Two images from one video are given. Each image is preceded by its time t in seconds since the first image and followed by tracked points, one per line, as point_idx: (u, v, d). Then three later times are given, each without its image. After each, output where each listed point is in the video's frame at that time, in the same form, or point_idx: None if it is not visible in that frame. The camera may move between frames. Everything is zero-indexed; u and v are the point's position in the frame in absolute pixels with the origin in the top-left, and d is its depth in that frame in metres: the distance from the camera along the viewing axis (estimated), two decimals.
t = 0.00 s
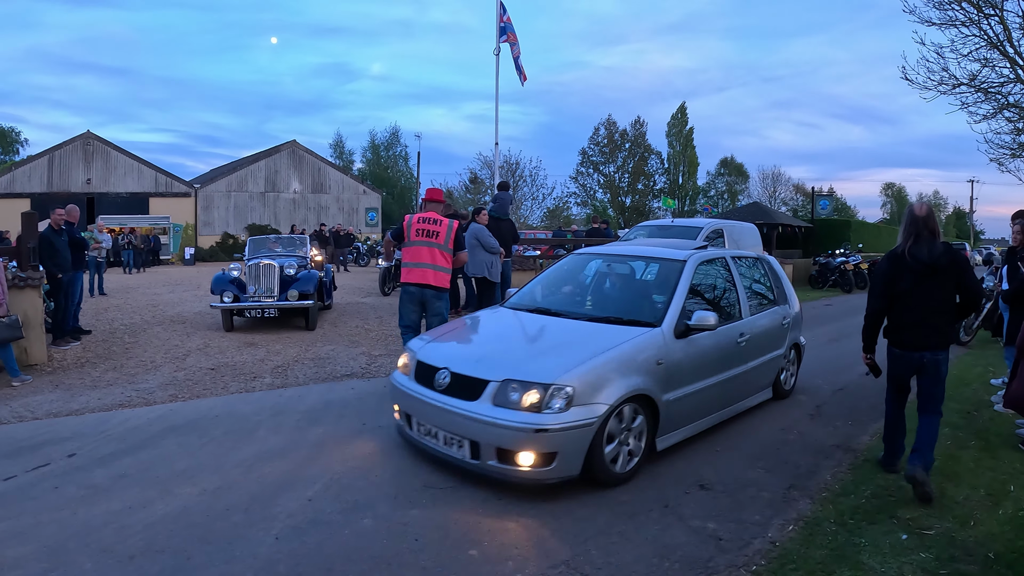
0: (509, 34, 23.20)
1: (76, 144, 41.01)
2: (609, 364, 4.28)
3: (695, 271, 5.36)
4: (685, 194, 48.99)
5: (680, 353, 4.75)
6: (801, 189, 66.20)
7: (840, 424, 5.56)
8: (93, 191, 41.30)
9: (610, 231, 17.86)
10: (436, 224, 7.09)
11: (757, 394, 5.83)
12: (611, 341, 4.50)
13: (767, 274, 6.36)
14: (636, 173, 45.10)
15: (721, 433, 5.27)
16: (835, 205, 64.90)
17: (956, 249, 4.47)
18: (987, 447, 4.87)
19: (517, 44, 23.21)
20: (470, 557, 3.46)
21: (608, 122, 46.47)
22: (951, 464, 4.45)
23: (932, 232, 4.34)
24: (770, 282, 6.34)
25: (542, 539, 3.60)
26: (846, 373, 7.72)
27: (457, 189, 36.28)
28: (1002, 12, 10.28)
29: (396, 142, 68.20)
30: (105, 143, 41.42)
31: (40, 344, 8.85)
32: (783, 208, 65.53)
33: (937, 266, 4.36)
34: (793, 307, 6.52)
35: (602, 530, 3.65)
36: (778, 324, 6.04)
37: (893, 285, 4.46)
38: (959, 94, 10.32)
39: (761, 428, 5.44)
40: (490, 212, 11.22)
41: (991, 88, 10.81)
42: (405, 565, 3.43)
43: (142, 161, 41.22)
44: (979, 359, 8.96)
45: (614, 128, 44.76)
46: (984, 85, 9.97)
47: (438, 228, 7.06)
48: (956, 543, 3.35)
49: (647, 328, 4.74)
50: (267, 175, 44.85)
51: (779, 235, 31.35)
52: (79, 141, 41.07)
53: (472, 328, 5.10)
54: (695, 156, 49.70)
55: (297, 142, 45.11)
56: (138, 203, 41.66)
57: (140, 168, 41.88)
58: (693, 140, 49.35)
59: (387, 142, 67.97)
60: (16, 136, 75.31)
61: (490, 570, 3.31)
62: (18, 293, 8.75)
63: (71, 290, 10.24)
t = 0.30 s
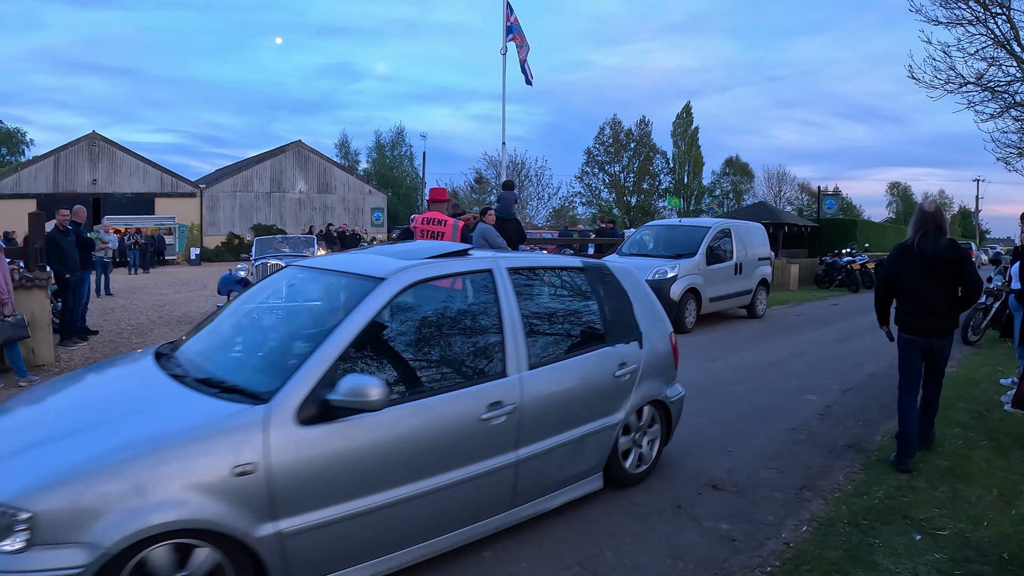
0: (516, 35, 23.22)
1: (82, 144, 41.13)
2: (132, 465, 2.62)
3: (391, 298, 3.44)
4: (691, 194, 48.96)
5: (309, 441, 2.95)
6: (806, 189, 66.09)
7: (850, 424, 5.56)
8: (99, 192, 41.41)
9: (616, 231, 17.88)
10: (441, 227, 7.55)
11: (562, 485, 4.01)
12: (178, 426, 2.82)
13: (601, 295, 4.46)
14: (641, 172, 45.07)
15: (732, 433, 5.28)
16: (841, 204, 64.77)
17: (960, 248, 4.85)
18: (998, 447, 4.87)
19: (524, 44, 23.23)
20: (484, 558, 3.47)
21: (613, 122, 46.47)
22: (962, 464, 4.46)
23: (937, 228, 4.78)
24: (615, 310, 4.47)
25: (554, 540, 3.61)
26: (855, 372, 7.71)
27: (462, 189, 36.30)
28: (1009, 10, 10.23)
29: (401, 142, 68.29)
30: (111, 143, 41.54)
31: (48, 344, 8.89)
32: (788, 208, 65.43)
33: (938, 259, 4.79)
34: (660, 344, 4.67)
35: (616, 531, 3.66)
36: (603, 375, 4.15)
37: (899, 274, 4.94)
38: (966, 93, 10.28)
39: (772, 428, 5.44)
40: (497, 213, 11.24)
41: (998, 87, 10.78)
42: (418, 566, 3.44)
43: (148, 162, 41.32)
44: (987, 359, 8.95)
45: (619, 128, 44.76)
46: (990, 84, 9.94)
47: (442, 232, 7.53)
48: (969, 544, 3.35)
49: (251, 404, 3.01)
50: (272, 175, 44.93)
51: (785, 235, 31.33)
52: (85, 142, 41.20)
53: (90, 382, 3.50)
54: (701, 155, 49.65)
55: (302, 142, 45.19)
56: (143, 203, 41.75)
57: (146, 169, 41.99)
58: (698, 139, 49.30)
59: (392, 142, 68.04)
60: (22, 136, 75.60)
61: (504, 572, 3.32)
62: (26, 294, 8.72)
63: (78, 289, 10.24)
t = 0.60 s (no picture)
0: (524, 36, 23.24)
1: (90, 145, 41.37)
2: None
3: None
4: (697, 194, 48.90)
5: None
6: (812, 189, 65.95)
7: (864, 427, 5.57)
8: (106, 192, 41.61)
9: (625, 231, 17.89)
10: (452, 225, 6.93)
11: None
12: None
13: (120, 359, 2.62)
14: (647, 173, 45.02)
15: (746, 436, 5.30)
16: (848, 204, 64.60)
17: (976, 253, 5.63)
18: (1014, 449, 4.87)
19: (531, 45, 23.25)
20: (504, 563, 3.50)
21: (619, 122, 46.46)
22: (978, 467, 4.47)
23: (957, 235, 5.55)
24: (148, 384, 2.65)
25: (573, 545, 3.63)
26: (867, 374, 7.71)
27: (469, 189, 36.33)
28: (1019, 9, 10.14)
29: (408, 142, 68.36)
30: (118, 144, 41.73)
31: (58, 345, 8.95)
32: (795, 208, 65.30)
33: (957, 261, 5.54)
34: (256, 441, 2.78)
35: (635, 535, 3.68)
36: (81, 497, 2.36)
37: (922, 275, 5.67)
38: (976, 93, 10.24)
39: (786, 431, 5.45)
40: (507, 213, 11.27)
41: (1008, 87, 10.72)
42: (438, 572, 3.46)
43: (154, 162, 41.48)
44: (999, 360, 8.94)
45: (625, 128, 44.74)
46: (1001, 84, 9.89)
47: (454, 229, 6.90)
48: (988, 548, 3.36)
49: None
50: (279, 175, 45.06)
51: (792, 235, 31.28)
52: (92, 143, 41.42)
53: None
54: (707, 155, 49.61)
55: (309, 142, 45.29)
56: (150, 204, 41.93)
57: (153, 169, 42.18)
58: (705, 139, 49.21)
59: (398, 142, 68.11)
60: (30, 137, 75.93)
61: None
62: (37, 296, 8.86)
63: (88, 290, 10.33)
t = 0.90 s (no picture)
0: (528, 35, 23.22)
1: (95, 145, 41.49)
2: None
3: None
4: (703, 194, 48.81)
5: None
6: (818, 189, 65.74)
7: (872, 428, 5.54)
8: (111, 193, 41.72)
9: (630, 231, 17.86)
10: (469, 224, 6.80)
11: None
12: None
13: None
14: (653, 172, 44.94)
15: (754, 437, 5.27)
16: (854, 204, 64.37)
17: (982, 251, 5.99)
18: None
19: (535, 44, 23.22)
20: (509, 566, 3.48)
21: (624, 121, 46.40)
22: (988, 468, 4.43)
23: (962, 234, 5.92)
24: None
25: (580, 547, 3.61)
26: (875, 374, 7.67)
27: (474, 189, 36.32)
28: None
29: (413, 142, 68.38)
30: (123, 144, 41.85)
31: (61, 345, 8.94)
32: (800, 208, 65.11)
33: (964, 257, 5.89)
34: None
35: (642, 538, 3.66)
36: None
37: (932, 273, 6.03)
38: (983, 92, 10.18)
39: (794, 432, 5.42)
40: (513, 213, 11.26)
41: (1014, 86, 10.65)
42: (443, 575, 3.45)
43: (159, 162, 41.59)
44: (1008, 360, 8.89)
45: (631, 128, 44.67)
46: (1008, 82, 9.83)
47: (472, 229, 6.78)
48: (999, 551, 3.33)
49: None
50: (284, 175, 45.12)
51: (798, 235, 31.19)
52: (97, 143, 41.55)
53: None
54: (712, 155, 49.51)
55: (314, 142, 45.34)
56: (155, 204, 42.03)
57: (158, 169, 42.29)
58: (710, 139, 49.12)
59: (403, 142, 68.12)
60: (36, 138, 76.17)
61: None
62: (40, 296, 8.86)
63: (89, 291, 10.36)
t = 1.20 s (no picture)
0: (530, 34, 23.15)
1: (100, 145, 41.65)
2: None
3: None
4: (708, 194, 48.68)
5: None
6: (824, 189, 65.50)
7: (874, 430, 5.48)
8: (116, 193, 41.86)
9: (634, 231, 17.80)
10: (492, 227, 6.44)
11: None
12: None
13: None
14: (658, 172, 44.81)
15: (754, 439, 5.22)
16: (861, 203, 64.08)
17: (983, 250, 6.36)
18: None
19: (537, 44, 23.16)
20: (502, 570, 3.44)
21: (628, 121, 46.27)
22: (991, 472, 4.37)
23: (961, 233, 6.36)
24: None
25: (575, 551, 3.57)
26: (879, 375, 7.59)
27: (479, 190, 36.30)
28: None
29: (418, 142, 68.40)
30: (128, 144, 42.00)
31: (62, 345, 8.95)
32: (807, 208, 64.86)
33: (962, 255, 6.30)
34: None
35: (637, 542, 3.62)
36: None
37: (934, 269, 6.45)
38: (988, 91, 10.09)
39: (795, 434, 5.37)
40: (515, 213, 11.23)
41: (1018, 85, 10.53)
42: None
43: (164, 162, 41.71)
44: (1013, 361, 8.82)
45: (636, 128, 44.55)
46: (1013, 82, 9.73)
47: (496, 232, 6.43)
48: (999, 557, 3.28)
49: None
50: (289, 175, 45.19)
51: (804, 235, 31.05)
52: (102, 143, 41.70)
53: None
54: (718, 155, 49.35)
55: (319, 142, 45.40)
56: (160, 204, 42.16)
57: (163, 169, 42.42)
58: (716, 139, 48.97)
59: (408, 142, 68.14)
60: (41, 138, 76.45)
61: None
62: (41, 296, 8.87)
63: (90, 291, 10.38)
